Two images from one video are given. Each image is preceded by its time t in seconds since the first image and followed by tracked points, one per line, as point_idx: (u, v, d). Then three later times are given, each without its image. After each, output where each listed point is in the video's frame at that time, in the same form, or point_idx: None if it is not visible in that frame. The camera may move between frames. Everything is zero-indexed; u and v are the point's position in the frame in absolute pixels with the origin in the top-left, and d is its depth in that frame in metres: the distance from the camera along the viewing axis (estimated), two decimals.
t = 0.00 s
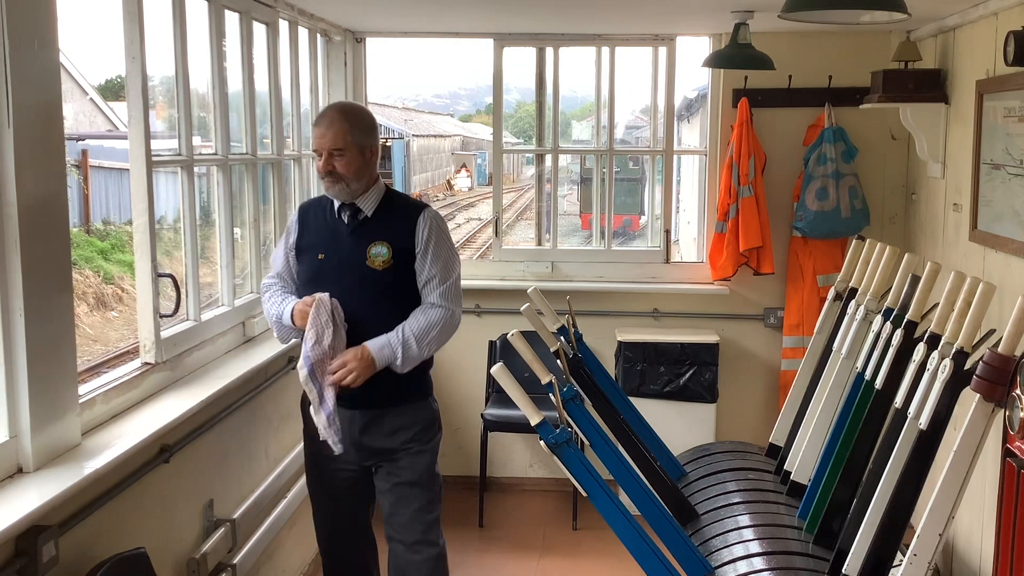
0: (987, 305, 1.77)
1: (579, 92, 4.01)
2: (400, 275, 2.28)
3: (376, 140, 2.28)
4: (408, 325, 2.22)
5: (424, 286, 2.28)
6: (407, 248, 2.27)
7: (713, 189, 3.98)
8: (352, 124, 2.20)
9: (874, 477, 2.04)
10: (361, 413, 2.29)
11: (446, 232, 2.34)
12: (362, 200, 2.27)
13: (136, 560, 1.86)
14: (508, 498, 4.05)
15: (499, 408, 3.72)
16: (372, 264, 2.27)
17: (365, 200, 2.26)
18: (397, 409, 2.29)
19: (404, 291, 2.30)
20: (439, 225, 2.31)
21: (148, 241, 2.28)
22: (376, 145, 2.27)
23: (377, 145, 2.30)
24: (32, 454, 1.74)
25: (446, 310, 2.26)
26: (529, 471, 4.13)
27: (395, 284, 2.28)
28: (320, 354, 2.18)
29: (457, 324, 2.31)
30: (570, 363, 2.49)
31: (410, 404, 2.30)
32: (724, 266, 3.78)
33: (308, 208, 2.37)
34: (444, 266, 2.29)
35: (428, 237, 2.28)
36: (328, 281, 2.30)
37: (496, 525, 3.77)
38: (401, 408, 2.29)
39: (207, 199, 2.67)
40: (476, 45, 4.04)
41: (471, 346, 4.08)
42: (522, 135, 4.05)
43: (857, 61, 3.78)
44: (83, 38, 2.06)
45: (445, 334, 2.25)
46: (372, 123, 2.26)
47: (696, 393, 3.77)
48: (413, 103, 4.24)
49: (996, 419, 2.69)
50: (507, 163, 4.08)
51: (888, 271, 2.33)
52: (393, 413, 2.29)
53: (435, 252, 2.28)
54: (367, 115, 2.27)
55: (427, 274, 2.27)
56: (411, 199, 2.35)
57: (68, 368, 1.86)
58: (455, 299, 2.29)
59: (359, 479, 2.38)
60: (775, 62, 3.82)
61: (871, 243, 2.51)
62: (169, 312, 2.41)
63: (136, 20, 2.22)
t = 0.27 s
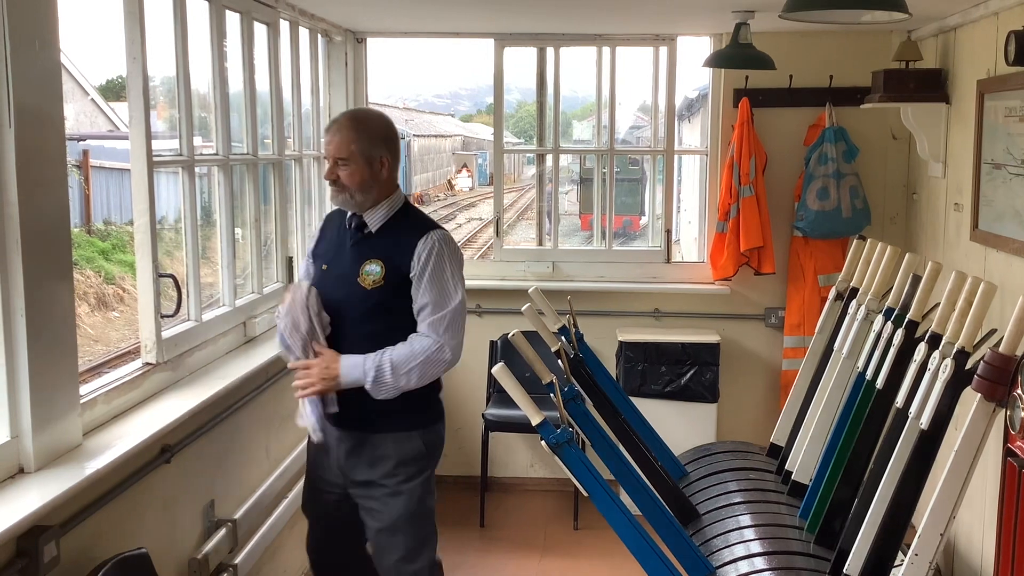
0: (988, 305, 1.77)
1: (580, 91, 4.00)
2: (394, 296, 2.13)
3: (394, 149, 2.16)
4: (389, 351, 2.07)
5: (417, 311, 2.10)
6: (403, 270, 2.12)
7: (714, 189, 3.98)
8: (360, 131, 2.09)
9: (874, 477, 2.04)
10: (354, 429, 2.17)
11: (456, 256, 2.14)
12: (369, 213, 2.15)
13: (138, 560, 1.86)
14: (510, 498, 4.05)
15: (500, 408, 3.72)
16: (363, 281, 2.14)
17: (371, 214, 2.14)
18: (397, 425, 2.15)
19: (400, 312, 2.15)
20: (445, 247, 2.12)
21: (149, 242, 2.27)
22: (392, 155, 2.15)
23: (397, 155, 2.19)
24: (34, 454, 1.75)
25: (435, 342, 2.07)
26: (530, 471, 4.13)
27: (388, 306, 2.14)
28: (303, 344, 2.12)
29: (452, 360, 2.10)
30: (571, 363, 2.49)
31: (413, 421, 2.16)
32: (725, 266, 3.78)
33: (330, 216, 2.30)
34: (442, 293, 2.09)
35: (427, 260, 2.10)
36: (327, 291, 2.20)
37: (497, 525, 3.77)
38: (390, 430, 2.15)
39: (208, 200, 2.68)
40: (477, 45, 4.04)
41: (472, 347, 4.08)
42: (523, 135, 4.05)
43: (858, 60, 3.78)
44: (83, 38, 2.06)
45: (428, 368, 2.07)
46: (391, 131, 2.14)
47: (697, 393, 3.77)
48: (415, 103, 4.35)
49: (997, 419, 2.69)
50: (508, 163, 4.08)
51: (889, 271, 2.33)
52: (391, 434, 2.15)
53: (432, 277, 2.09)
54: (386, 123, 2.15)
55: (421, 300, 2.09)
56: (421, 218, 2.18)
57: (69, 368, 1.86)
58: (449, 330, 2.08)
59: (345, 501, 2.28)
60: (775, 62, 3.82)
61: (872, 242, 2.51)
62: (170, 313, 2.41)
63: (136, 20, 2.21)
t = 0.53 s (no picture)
0: (988, 305, 1.77)
1: (580, 92, 4.00)
2: (371, 293, 2.07)
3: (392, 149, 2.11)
4: (350, 345, 2.02)
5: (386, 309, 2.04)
6: (378, 265, 2.05)
7: (714, 189, 3.97)
8: (348, 121, 2.07)
9: (875, 477, 2.04)
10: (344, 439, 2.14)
11: (435, 256, 2.04)
12: (359, 207, 2.12)
13: (139, 561, 1.86)
14: (510, 499, 4.05)
15: (500, 408, 3.72)
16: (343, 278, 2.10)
17: (361, 209, 2.11)
18: (385, 436, 2.11)
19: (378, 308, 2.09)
20: (421, 246, 2.03)
21: (149, 243, 2.27)
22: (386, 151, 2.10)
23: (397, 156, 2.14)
24: (34, 455, 1.74)
25: (396, 344, 1.99)
26: (530, 471, 4.13)
27: (365, 305, 2.08)
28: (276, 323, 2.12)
29: (413, 365, 2.01)
30: (572, 364, 2.49)
31: (403, 433, 2.12)
32: (725, 266, 3.78)
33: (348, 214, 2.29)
34: (410, 293, 2.01)
35: (399, 258, 2.02)
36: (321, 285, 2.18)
37: (497, 526, 3.77)
38: (378, 441, 2.11)
39: (208, 200, 2.68)
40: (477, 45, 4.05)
41: (472, 347, 4.08)
42: (523, 135, 4.05)
43: (858, 61, 3.78)
44: (83, 38, 2.06)
45: (385, 368, 2.00)
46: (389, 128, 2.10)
47: (697, 394, 3.77)
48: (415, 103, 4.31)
49: (997, 419, 2.69)
50: (508, 163, 4.08)
51: (889, 271, 2.33)
52: (380, 447, 2.12)
53: (401, 274, 2.02)
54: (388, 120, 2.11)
55: (389, 298, 2.02)
56: (409, 214, 2.10)
57: (69, 368, 1.86)
58: (411, 333, 1.99)
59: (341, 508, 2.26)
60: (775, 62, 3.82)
61: (872, 242, 2.51)
62: (170, 313, 2.41)
63: (137, 21, 2.21)
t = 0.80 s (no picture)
0: (988, 305, 1.77)
1: (579, 92, 4.01)
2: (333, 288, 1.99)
3: (368, 157, 2.02)
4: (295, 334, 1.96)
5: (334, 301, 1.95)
6: (334, 257, 1.97)
7: (714, 189, 3.97)
8: (320, 118, 1.99)
9: (874, 478, 2.04)
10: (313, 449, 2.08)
11: (384, 253, 1.93)
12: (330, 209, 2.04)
13: (139, 562, 1.85)
14: (509, 499, 4.05)
15: (499, 409, 3.71)
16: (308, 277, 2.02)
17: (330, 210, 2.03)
18: (351, 449, 2.04)
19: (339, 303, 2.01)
20: (370, 241, 1.92)
21: (148, 243, 2.24)
22: (359, 159, 2.00)
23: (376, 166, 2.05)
24: (33, 456, 1.74)
25: (328, 338, 1.90)
26: (530, 472, 4.13)
27: (323, 304, 2.00)
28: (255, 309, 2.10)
29: (344, 361, 1.90)
30: (571, 364, 2.48)
31: (369, 445, 2.04)
32: (724, 266, 3.78)
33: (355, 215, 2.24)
34: (349, 286, 1.91)
35: (347, 251, 1.93)
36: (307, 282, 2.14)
37: (497, 526, 3.76)
38: (344, 451, 2.05)
39: (208, 201, 2.68)
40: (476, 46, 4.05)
41: (472, 348, 4.08)
42: (522, 135, 4.06)
43: (857, 61, 3.79)
44: (83, 39, 2.06)
45: (317, 361, 1.91)
46: (366, 136, 2.00)
47: (696, 394, 3.77)
48: (415, 104, 4.19)
49: (997, 420, 2.69)
50: (508, 164, 4.08)
51: (888, 272, 2.33)
52: (346, 460, 2.05)
53: (348, 266, 1.92)
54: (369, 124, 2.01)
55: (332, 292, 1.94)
56: (377, 211, 1.99)
57: (69, 369, 1.86)
58: (344, 328, 1.89)
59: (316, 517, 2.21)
60: (775, 62, 3.82)
61: (872, 243, 2.51)
62: (170, 314, 2.41)
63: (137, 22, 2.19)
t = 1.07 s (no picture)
0: (986, 306, 1.77)
1: (577, 93, 4.01)
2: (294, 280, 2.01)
3: (333, 155, 2.02)
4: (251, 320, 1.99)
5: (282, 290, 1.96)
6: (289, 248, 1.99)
7: (712, 190, 3.98)
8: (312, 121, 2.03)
9: (873, 479, 2.04)
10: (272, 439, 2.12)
11: (320, 244, 1.91)
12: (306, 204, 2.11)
13: (137, 564, 1.85)
14: (507, 500, 4.05)
15: (498, 410, 3.71)
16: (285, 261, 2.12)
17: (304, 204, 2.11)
18: (295, 444, 2.04)
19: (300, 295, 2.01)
20: (309, 230, 1.92)
21: (147, 245, 2.23)
22: (323, 156, 2.02)
23: (345, 165, 2.05)
24: (31, 457, 1.74)
25: (263, 324, 1.91)
26: (528, 473, 4.13)
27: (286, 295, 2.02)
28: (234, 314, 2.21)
29: (273, 347, 1.91)
30: (569, 365, 2.48)
31: (313, 444, 2.03)
32: (722, 268, 3.78)
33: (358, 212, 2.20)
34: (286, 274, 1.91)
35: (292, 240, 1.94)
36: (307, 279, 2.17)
37: (495, 528, 3.76)
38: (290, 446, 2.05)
39: (206, 202, 2.68)
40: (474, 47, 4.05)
41: (470, 349, 4.08)
42: (521, 136, 4.06)
43: (855, 63, 3.79)
44: (81, 39, 2.06)
45: (255, 346, 1.93)
46: (329, 133, 2.02)
47: (695, 395, 3.77)
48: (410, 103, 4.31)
49: (995, 421, 2.69)
50: (506, 165, 4.07)
51: (886, 273, 2.33)
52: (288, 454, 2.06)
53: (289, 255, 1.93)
54: (335, 123, 2.03)
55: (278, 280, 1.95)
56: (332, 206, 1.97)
57: (67, 370, 1.85)
58: (274, 314, 1.89)
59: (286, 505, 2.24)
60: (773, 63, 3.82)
61: (870, 244, 2.51)
62: (168, 316, 2.40)
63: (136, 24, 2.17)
